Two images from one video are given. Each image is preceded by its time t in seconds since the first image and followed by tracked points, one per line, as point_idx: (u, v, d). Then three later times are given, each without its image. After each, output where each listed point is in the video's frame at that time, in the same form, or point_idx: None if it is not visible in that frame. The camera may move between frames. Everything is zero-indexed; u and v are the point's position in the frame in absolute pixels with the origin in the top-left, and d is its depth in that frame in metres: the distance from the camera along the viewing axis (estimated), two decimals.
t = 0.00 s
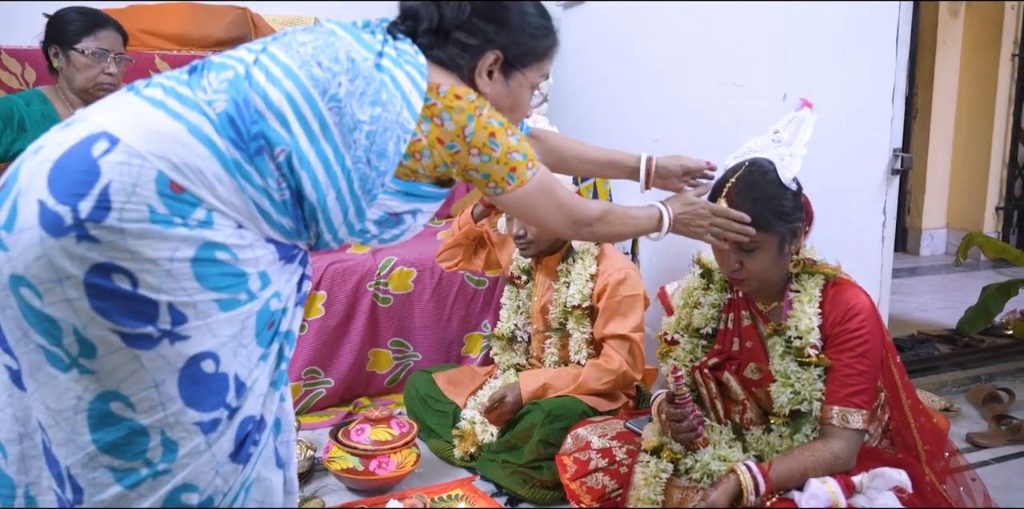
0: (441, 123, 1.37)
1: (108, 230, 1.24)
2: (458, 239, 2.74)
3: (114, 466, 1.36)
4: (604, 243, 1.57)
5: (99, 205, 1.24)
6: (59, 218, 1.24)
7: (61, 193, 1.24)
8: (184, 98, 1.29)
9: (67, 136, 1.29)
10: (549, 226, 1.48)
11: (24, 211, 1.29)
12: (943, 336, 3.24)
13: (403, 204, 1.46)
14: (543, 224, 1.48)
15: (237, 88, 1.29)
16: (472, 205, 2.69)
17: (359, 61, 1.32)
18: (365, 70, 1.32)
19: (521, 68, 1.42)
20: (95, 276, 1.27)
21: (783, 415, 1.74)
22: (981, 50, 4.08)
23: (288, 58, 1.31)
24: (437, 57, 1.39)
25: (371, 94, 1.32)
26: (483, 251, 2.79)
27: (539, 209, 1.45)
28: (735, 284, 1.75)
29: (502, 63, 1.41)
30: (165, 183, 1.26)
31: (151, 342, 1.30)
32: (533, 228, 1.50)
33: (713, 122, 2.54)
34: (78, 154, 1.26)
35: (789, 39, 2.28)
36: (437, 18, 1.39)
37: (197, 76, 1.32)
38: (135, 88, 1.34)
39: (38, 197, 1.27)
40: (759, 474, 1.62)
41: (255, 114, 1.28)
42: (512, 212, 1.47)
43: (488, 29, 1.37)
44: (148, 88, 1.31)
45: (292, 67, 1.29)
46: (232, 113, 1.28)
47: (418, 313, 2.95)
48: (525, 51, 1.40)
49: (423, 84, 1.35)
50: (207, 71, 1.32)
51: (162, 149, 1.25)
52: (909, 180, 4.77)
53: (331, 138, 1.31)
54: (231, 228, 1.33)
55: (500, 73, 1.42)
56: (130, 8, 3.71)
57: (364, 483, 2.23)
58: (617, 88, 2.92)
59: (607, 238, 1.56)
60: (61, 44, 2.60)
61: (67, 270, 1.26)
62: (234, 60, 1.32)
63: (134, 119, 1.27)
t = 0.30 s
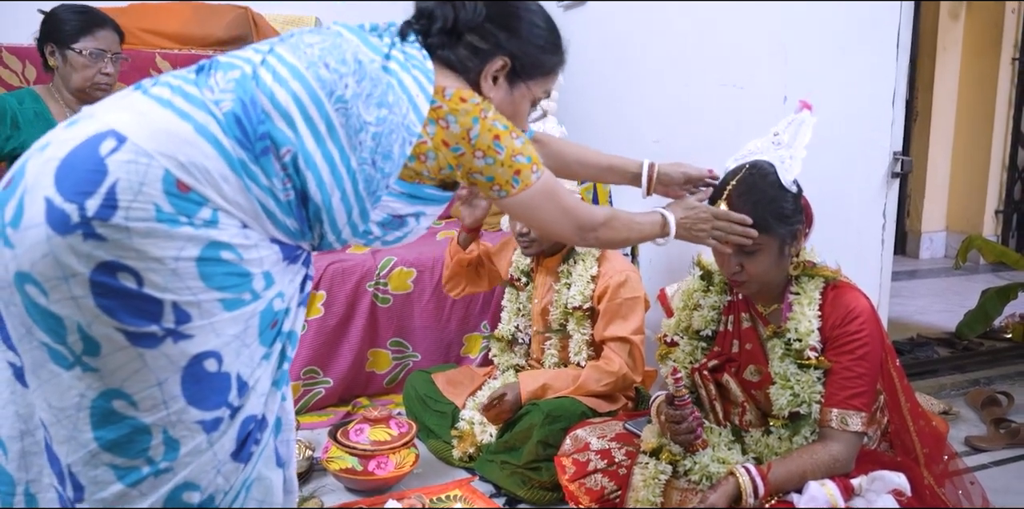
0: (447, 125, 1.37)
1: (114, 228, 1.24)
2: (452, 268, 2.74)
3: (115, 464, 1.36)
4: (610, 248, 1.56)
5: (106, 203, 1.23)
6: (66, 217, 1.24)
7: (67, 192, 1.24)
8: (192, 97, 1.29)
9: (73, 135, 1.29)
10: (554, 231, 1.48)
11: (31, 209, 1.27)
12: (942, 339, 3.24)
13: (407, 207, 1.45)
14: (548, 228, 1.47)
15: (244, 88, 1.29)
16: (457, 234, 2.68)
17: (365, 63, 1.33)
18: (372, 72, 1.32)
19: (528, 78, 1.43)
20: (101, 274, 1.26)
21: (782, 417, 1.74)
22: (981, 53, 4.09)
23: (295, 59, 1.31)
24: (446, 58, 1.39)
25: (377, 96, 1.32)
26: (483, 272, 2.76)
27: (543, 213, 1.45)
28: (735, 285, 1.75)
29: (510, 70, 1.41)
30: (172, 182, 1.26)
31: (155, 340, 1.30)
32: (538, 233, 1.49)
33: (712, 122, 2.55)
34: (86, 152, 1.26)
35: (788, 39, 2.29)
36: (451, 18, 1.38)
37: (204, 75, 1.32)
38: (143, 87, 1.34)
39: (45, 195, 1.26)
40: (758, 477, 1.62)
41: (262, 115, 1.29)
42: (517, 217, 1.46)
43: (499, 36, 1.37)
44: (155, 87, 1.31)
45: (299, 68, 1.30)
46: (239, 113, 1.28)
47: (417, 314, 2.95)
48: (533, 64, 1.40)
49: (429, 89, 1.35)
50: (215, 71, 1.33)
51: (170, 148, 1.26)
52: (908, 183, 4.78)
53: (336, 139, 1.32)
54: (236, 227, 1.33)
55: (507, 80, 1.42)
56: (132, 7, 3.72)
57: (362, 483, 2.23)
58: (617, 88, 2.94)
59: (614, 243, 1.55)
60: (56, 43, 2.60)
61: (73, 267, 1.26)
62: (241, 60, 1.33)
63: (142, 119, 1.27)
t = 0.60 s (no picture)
0: (454, 121, 1.37)
1: (119, 214, 1.24)
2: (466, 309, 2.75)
3: (111, 454, 1.36)
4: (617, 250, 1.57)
5: (112, 188, 1.23)
6: (71, 201, 1.24)
7: (74, 176, 1.24)
8: (200, 88, 1.30)
9: (82, 122, 1.30)
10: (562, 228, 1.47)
11: (36, 193, 1.28)
12: (943, 341, 3.24)
13: (411, 204, 1.44)
14: (555, 226, 1.47)
15: (253, 79, 1.30)
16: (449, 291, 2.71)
17: (375, 59, 1.34)
18: (381, 68, 1.34)
19: (536, 89, 1.45)
20: (104, 260, 1.26)
21: (784, 416, 1.74)
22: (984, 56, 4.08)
23: (305, 53, 1.32)
24: (460, 56, 1.41)
25: (385, 91, 1.33)
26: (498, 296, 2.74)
27: (551, 209, 1.45)
28: (739, 284, 1.75)
29: (521, 77, 1.43)
30: (178, 170, 1.26)
31: (154, 330, 1.30)
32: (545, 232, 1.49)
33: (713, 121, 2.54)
34: (94, 138, 1.26)
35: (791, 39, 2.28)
36: (472, 19, 1.41)
37: (214, 66, 1.33)
38: (152, 77, 1.34)
39: (51, 179, 1.26)
40: (758, 476, 1.62)
41: (271, 106, 1.29)
42: (524, 215, 1.46)
43: (515, 42, 1.40)
44: (165, 77, 1.32)
45: (308, 62, 1.31)
46: (247, 104, 1.28)
47: (418, 311, 2.95)
48: (545, 75, 1.44)
49: (438, 85, 1.36)
50: (225, 63, 1.33)
51: (177, 136, 1.26)
52: (910, 185, 4.78)
53: (343, 132, 1.32)
54: (241, 219, 1.33)
55: (517, 87, 1.45)
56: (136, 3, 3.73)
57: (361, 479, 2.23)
58: (617, 89, 2.97)
59: (620, 245, 1.56)
60: (55, 34, 2.59)
61: (76, 252, 1.25)
62: (251, 53, 1.34)
63: (150, 106, 1.27)
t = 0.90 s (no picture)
0: (454, 123, 1.37)
1: (119, 214, 1.24)
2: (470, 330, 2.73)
3: (108, 455, 1.35)
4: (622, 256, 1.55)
5: (112, 189, 1.23)
6: (71, 200, 1.23)
7: (74, 176, 1.24)
8: (201, 89, 1.29)
9: (82, 122, 1.29)
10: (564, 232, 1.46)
11: (36, 192, 1.27)
12: (942, 342, 3.24)
13: (412, 206, 1.44)
14: (556, 230, 1.46)
15: (254, 81, 1.30)
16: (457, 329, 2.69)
17: (375, 61, 1.35)
18: (381, 71, 1.34)
19: (534, 90, 1.45)
20: (103, 260, 1.26)
21: (783, 416, 1.74)
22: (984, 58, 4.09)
23: (305, 56, 1.32)
24: (457, 62, 1.41)
25: (386, 94, 1.33)
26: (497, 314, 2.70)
27: (551, 212, 1.44)
28: (739, 286, 1.75)
29: (519, 79, 1.43)
30: (178, 171, 1.26)
31: (153, 330, 1.29)
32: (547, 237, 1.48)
33: (713, 121, 2.54)
34: (95, 138, 1.26)
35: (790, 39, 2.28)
36: (467, 25, 1.42)
37: (215, 69, 1.33)
38: (152, 79, 1.34)
39: (51, 179, 1.26)
40: (757, 476, 1.62)
41: (272, 109, 1.29)
42: (525, 220, 1.45)
43: (511, 45, 1.41)
44: (166, 79, 1.32)
45: (309, 65, 1.31)
46: (248, 106, 1.28)
47: (418, 311, 2.95)
48: (542, 75, 1.44)
49: (438, 88, 1.36)
50: (226, 65, 1.33)
51: (177, 137, 1.25)
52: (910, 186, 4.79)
53: (343, 134, 1.32)
54: (241, 221, 1.33)
55: (515, 89, 1.45)
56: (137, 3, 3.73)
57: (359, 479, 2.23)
58: (617, 88, 3.01)
59: (624, 250, 1.54)
60: (49, 34, 2.59)
61: (76, 253, 1.25)
62: (252, 56, 1.34)
63: (151, 107, 1.27)
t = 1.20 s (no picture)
0: (450, 125, 1.37)
1: (121, 219, 1.23)
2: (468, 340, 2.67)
3: (104, 463, 1.35)
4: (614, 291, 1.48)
5: (115, 194, 1.23)
6: (73, 206, 1.23)
7: (76, 181, 1.24)
8: (203, 96, 1.30)
9: (84, 129, 1.29)
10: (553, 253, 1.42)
11: (38, 198, 1.27)
12: (940, 344, 3.25)
13: (410, 217, 1.45)
14: (546, 249, 1.42)
15: (256, 88, 1.30)
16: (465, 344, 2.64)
17: (374, 68, 1.36)
18: (380, 77, 1.35)
19: (528, 93, 1.45)
20: (104, 265, 1.25)
21: (781, 417, 1.75)
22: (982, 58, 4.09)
23: (305, 64, 1.33)
24: (451, 68, 1.42)
25: (385, 100, 1.34)
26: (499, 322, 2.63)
27: (543, 227, 1.40)
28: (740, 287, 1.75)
29: (513, 82, 1.43)
30: (181, 177, 1.26)
31: (152, 338, 1.29)
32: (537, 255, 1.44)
33: (712, 122, 2.54)
34: (97, 144, 1.26)
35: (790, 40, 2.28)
36: (457, 32, 1.42)
37: (216, 77, 1.33)
38: (153, 87, 1.34)
39: (53, 185, 1.26)
40: (754, 478, 1.62)
41: (274, 116, 1.29)
42: (516, 234, 1.42)
43: (502, 50, 1.41)
44: (167, 86, 1.32)
45: (310, 72, 1.32)
46: (250, 113, 1.28)
47: (416, 311, 2.95)
48: (534, 78, 1.44)
49: (436, 93, 1.37)
50: (227, 73, 1.34)
51: (180, 143, 1.25)
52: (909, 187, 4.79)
53: (344, 140, 1.33)
54: (243, 227, 1.33)
55: (510, 92, 1.44)
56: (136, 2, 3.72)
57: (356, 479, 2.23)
58: (617, 88, 3.01)
59: (617, 284, 1.46)
60: (49, 36, 2.59)
61: (77, 258, 1.25)
62: (253, 64, 1.34)
63: (153, 115, 1.27)
